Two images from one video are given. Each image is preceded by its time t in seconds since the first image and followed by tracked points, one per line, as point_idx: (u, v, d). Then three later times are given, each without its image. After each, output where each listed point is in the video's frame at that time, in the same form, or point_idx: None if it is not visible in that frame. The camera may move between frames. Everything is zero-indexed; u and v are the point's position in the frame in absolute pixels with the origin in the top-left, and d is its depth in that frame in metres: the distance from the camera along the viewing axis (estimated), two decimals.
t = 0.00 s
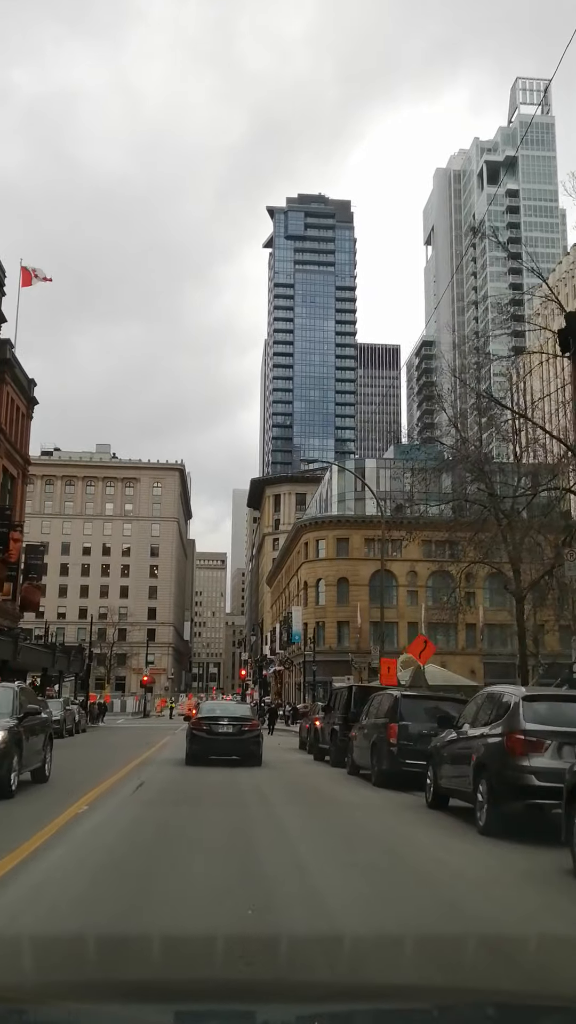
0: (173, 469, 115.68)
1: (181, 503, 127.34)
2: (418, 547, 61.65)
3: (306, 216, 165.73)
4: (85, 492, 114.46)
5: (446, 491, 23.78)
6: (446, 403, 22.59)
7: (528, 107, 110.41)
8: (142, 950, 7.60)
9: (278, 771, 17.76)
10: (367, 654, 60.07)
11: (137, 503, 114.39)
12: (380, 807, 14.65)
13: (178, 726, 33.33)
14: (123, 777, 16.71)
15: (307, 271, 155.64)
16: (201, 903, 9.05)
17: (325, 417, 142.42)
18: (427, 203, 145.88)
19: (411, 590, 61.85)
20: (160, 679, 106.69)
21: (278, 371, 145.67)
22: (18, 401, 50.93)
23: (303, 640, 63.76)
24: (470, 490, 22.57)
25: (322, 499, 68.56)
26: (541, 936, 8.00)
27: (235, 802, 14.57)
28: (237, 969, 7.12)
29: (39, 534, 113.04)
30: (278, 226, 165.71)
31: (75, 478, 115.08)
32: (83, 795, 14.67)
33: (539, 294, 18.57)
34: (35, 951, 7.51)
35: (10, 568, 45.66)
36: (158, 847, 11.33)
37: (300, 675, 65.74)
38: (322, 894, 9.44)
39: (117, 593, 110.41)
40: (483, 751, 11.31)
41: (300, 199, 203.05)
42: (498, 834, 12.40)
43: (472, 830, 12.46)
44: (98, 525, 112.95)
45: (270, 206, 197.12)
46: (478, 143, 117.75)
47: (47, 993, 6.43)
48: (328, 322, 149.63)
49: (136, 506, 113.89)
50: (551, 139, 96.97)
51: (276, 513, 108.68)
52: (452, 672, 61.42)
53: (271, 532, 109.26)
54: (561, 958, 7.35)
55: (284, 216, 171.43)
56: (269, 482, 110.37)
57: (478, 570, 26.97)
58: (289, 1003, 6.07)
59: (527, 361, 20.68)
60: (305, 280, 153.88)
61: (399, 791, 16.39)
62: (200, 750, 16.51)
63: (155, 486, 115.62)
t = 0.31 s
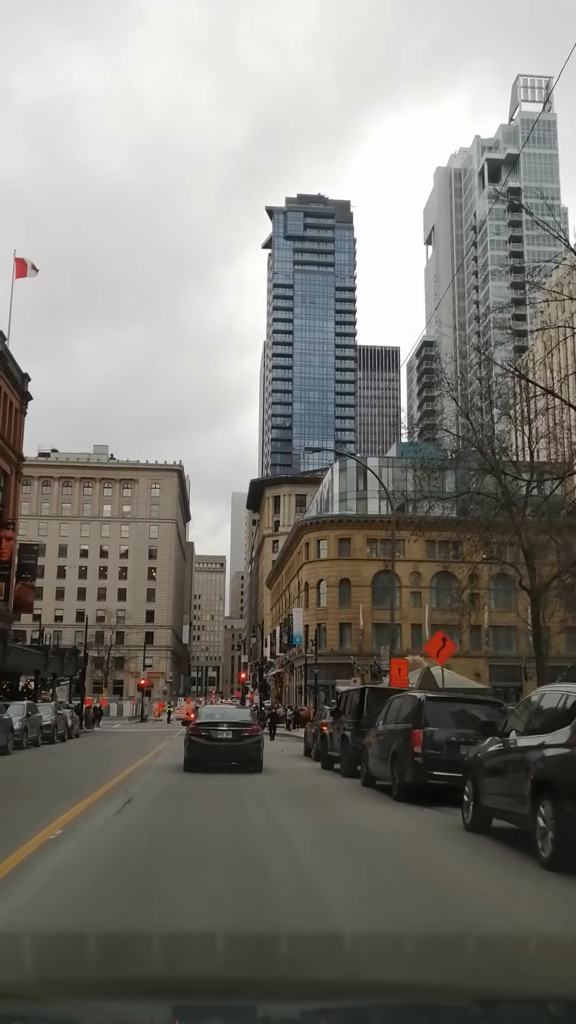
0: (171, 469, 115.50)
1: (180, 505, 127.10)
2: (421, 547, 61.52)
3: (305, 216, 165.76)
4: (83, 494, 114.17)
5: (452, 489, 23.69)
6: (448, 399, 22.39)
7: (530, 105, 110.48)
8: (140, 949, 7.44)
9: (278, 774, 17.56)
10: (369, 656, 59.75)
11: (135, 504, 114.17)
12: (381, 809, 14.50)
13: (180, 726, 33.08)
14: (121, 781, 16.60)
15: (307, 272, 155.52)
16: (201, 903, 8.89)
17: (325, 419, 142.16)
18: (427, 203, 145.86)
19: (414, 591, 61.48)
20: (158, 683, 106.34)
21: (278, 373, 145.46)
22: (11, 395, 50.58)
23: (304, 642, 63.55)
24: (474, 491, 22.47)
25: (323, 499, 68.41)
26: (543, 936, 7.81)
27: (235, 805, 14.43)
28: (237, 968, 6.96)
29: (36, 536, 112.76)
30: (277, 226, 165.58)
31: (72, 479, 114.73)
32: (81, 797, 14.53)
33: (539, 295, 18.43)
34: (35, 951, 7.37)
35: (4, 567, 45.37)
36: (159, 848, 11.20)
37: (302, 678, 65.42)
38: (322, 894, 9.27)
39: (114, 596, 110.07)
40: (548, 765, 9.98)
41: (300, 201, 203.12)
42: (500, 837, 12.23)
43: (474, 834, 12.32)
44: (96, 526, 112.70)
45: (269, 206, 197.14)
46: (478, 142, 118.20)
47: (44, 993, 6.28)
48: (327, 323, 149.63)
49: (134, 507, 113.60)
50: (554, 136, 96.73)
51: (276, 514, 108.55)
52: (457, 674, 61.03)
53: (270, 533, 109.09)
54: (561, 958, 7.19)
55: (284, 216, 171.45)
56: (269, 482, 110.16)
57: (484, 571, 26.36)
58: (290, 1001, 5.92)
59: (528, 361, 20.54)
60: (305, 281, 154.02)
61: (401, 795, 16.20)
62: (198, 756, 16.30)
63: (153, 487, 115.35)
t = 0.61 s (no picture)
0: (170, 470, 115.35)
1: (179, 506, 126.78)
2: (425, 546, 61.24)
3: (305, 216, 165.65)
4: (81, 494, 113.94)
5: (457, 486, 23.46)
6: (447, 396, 22.11)
7: (533, 102, 110.35)
8: (138, 951, 7.30)
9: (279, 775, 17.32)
10: (373, 658, 59.41)
11: (134, 505, 113.97)
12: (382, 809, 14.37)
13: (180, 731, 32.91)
14: (119, 784, 16.46)
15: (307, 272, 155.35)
16: (200, 903, 8.75)
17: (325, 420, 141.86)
18: (429, 202, 145.74)
19: (418, 591, 61.19)
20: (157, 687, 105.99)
21: (278, 374, 145.21)
22: (6, 390, 50.34)
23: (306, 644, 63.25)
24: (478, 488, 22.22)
25: (325, 498, 68.22)
26: (544, 936, 7.66)
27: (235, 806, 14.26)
28: (237, 969, 6.83)
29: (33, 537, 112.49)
30: (277, 226, 165.43)
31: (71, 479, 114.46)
32: (78, 802, 14.38)
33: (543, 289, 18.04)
34: (36, 952, 7.22)
35: None
36: (159, 849, 11.06)
37: (304, 680, 65.13)
38: (322, 894, 9.13)
39: (113, 599, 109.77)
40: None
41: (300, 201, 203.04)
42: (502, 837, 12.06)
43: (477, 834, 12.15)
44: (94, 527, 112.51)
45: (269, 206, 197.03)
46: (481, 140, 118.02)
47: (42, 993, 6.14)
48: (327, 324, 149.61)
49: (133, 509, 113.39)
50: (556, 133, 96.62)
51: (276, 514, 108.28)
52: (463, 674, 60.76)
53: (271, 533, 108.94)
54: (562, 958, 7.04)
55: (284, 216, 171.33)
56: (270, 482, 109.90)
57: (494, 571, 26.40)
58: (291, 1000, 5.79)
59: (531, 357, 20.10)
60: (305, 281, 154.07)
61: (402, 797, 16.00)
62: (198, 761, 16.06)
63: (152, 488, 115.16)
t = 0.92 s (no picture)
0: (173, 469, 115.27)
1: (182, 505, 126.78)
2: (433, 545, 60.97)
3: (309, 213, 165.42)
4: (83, 493, 113.90)
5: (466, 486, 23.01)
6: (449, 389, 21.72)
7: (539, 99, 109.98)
8: (138, 951, 7.21)
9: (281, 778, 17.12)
10: (380, 658, 58.98)
11: (136, 504, 114.00)
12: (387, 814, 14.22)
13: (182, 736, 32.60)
14: (120, 789, 16.36)
15: (311, 270, 155.15)
16: (203, 904, 8.67)
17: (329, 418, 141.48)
18: (433, 200, 145.36)
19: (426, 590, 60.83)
20: (159, 688, 105.86)
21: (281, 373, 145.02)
22: (3, 382, 49.94)
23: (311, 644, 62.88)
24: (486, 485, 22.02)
25: (330, 496, 68.13)
26: (545, 939, 7.59)
27: (237, 808, 14.17)
28: (239, 969, 6.77)
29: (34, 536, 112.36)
30: (280, 223, 165.26)
31: (72, 478, 114.34)
32: (78, 805, 14.29)
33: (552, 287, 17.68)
34: (36, 953, 7.12)
35: None
36: (162, 851, 10.98)
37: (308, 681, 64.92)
38: (323, 895, 9.08)
39: (115, 599, 109.60)
40: None
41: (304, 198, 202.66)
42: (505, 839, 11.94)
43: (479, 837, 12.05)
44: (96, 526, 112.45)
45: (272, 205, 196.95)
46: (485, 137, 117.92)
47: (40, 995, 6.05)
48: (331, 324, 149.50)
49: (135, 508, 113.31)
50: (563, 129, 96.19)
51: (280, 514, 108.19)
52: (472, 675, 60.53)
53: (275, 533, 108.79)
54: (561, 958, 7.04)
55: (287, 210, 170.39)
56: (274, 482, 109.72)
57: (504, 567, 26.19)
58: (291, 1004, 5.72)
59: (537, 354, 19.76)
60: (308, 279, 154.07)
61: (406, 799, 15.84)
62: (200, 764, 15.87)
63: (154, 487, 115.09)
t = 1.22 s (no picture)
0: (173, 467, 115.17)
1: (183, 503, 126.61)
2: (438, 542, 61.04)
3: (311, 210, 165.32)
4: (82, 491, 113.90)
5: (472, 481, 22.79)
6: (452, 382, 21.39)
7: (544, 94, 109.63)
8: (134, 953, 7.08)
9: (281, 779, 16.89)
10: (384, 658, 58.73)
11: (136, 501, 113.97)
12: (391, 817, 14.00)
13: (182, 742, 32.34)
14: (118, 791, 16.26)
15: (314, 267, 155.01)
16: (200, 906, 8.58)
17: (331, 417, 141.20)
18: (437, 197, 145.21)
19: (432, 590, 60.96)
20: (159, 688, 105.71)
21: (283, 372, 144.87)
22: None
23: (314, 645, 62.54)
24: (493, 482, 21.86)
25: (333, 493, 68.14)
26: (544, 941, 7.49)
27: (237, 814, 13.96)
28: (242, 969, 6.67)
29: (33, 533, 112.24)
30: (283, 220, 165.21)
31: (72, 476, 114.33)
32: (76, 809, 14.18)
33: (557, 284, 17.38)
34: (36, 954, 7.00)
35: None
36: (164, 852, 10.90)
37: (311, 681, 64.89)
38: (322, 896, 8.98)
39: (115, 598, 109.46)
40: None
41: (307, 194, 202.46)
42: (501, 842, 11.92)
43: (482, 842, 11.91)
44: (96, 525, 112.40)
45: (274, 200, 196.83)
46: (489, 131, 117.77)
47: (41, 995, 5.96)
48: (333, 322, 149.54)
49: (135, 506, 113.25)
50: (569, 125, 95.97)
51: (282, 512, 108.09)
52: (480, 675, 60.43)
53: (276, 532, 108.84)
54: (562, 959, 6.97)
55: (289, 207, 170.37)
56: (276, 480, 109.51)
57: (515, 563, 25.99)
58: (292, 1004, 5.64)
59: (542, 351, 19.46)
60: (310, 277, 154.09)
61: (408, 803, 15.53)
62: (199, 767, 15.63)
63: (155, 485, 115.02)
